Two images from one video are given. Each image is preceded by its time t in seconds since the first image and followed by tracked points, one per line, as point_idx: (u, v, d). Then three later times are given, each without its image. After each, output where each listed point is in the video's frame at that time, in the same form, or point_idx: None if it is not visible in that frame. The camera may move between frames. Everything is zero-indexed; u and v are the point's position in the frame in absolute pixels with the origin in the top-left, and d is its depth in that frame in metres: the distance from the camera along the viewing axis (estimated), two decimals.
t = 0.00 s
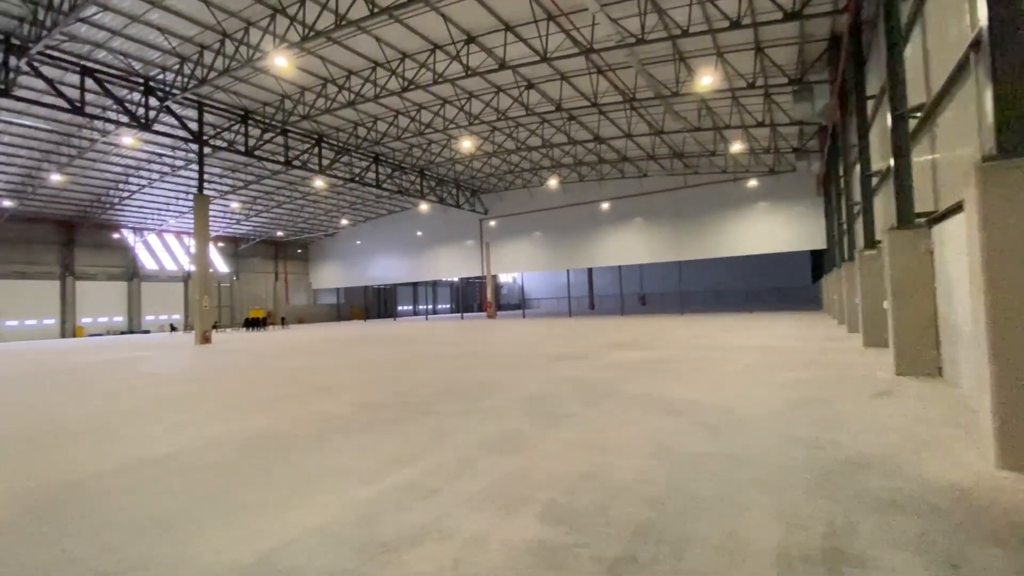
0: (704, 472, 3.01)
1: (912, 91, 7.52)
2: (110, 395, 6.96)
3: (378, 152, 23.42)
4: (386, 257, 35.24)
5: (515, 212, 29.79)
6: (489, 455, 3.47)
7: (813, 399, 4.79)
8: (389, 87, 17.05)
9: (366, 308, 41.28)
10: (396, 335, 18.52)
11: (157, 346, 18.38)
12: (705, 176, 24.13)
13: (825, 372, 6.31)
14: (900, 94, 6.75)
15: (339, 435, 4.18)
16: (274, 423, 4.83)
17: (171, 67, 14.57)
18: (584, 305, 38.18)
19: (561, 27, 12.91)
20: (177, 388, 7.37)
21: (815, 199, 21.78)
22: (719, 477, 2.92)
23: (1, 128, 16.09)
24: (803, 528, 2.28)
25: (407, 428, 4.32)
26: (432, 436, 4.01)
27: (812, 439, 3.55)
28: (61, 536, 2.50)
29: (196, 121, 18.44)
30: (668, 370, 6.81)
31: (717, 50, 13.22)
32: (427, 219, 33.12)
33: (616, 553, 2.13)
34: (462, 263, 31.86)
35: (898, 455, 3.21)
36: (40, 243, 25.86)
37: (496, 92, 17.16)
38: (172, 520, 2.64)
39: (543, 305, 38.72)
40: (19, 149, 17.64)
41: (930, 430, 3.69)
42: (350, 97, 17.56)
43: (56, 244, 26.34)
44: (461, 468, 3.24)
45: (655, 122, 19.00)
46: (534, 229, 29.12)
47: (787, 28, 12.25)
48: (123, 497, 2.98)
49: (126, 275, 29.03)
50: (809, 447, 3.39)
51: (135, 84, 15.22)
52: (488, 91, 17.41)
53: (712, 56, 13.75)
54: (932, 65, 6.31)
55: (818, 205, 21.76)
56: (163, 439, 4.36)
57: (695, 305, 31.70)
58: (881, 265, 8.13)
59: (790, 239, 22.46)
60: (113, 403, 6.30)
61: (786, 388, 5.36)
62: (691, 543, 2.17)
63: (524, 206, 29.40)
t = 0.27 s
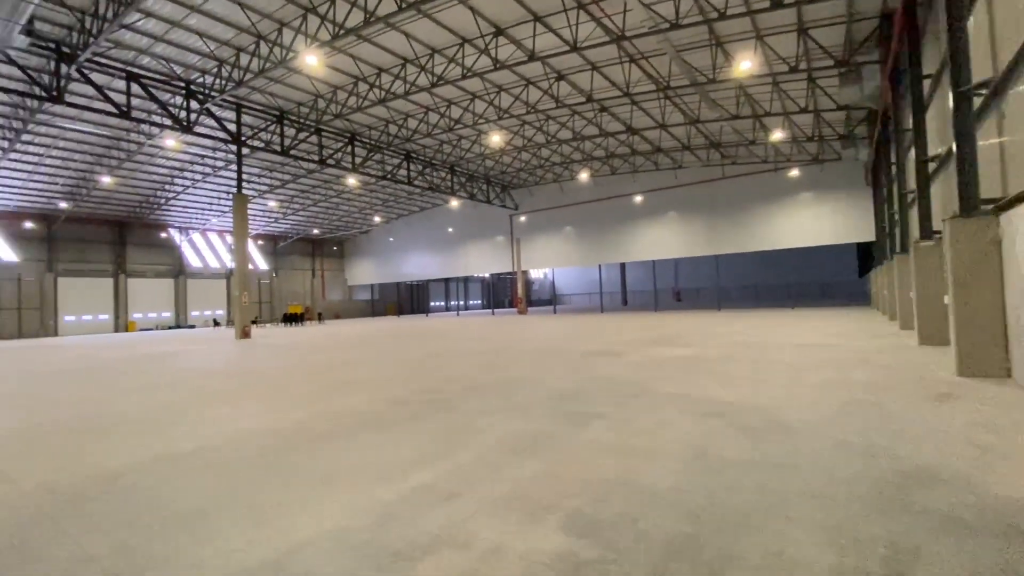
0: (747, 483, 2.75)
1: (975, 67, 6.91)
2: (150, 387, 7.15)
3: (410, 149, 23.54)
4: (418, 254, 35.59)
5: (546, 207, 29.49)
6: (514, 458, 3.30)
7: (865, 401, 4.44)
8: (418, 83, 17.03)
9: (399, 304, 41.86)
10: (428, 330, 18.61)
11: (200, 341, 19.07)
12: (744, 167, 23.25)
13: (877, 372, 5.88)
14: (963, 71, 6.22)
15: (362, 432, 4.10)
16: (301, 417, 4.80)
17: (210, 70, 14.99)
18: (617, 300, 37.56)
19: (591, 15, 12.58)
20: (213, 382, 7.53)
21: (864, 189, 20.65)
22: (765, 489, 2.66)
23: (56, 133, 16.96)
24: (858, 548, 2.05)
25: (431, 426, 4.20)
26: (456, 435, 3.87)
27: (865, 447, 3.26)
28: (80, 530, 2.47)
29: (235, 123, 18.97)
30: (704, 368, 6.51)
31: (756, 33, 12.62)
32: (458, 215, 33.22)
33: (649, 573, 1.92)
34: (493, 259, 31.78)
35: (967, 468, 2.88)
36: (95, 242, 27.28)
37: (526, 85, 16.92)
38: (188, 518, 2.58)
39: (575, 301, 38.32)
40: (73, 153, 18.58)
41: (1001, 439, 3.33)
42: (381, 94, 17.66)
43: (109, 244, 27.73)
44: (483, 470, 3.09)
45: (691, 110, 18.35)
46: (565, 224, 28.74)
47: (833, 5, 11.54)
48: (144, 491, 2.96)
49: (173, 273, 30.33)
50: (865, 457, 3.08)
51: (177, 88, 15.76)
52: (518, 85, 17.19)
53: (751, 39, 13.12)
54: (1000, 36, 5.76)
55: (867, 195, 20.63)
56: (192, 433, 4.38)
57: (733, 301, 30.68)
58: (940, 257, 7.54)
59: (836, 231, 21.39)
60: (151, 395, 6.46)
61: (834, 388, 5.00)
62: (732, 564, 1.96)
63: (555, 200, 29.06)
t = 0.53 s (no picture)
0: (804, 502, 2.46)
1: None
2: (192, 382, 7.34)
3: (444, 147, 23.63)
4: (453, 251, 35.84)
5: (581, 202, 29.06)
6: (543, 465, 3.11)
7: (932, 407, 4.06)
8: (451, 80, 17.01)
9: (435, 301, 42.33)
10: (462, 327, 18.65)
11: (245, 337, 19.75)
12: (790, 157, 22.22)
13: (944, 375, 5.40)
14: None
15: (388, 432, 3.99)
16: (329, 414, 4.76)
17: (252, 75, 15.42)
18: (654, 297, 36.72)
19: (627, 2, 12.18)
20: (250, 377, 7.66)
21: (924, 178, 19.40)
22: (824, 510, 2.36)
23: (113, 140, 17.91)
24: None
25: (458, 427, 4.06)
26: (484, 437, 3.71)
27: (936, 459, 2.94)
28: (102, 526, 2.44)
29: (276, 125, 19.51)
30: (749, 369, 6.17)
31: (805, 14, 11.92)
32: (493, 212, 33.22)
33: None
34: (528, 256, 31.59)
35: None
36: (150, 242, 28.75)
37: (560, 78, 16.63)
38: (207, 517, 2.51)
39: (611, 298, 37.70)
40: (129, 158, 19.57)
41: None
42: (415, 93, 17.75)
43: (163, 244, 29.17)
44: (510, 478, 2.90)
45: (732, 99, 17.60)
46: (601, 220, 28.23)
47: None
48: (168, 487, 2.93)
49: (221, 271, 31.61)
50: (941, 474, 2.72)
51: (221, 93, 16.30)
52: (551, 78, 16.92)
53: (799, 21, 12.42)
54: None
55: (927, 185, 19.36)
56: (224, 428, 4.40)
57: (777, 297, 29.44)
58: (1015, 249, 6.90)
59: (892, 224, 20.18)
60: (192, 390, 6.61)
61: (895, 393, 4.62)
62: None
63: (591, 195, 28.61)
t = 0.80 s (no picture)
0: (861, 521, 2.22)
1: None
2: (232, 377, 7.56)
3: (478, 143, 23.58)
4: (488, 247, 35.90)
5: (617, 195, 28.48)
6: (572, 470, 2.95)
7: (1006, 415, 3.68)
8: (484, 75, 16.90)
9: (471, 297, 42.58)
10: (497, 323, 18.65)
11: (288, 331, 20.40)
12: (842, 144, 21.06)
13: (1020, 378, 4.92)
14: None
15: (414, 431, 3.91)
16: (358, 411, 4.74)
17: (291, 77, 15.80)
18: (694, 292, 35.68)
19: None
20: (287, 372, 7.82)
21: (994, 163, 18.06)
22: (882, 529, 2.15)
23: (164, 144, 18.77)
24: None
25: (485, 427, 3.93)
26: (511, 439, 3.59)
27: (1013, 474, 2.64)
28: (128, 524, 2.45)
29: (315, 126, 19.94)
30: (797, 369, 5.81)
31: None
32: (527, 207, 33.03)
33: None
34: (563, 251, 31.24)
35: None
36: (200, 242, 30.10)
37: (594, 69, 16.26)
38: (230, 517, 2.49)
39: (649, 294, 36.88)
40: (179, 161, 20.50)
41: None
42: (448, 89, 17.75)
43: (212, 243, 30.50)
44: (535, 486, 2.74)
45: (778, 84, 16.75)
46: (638, 213, 27.56)
47: None
48: (195, 485, 2.93)
49: (266, 269, 32.82)
50: (1019, 492, 2.43)
51: (262, 96, 16.78)
52: (586, 69, 16.56)
53: None
54: None
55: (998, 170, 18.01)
56: (256, 424, 4.44)
57: (827, 292, 28.04)
58: None
59: (956, 213, 18.86)
60: (231, 384, 6.79)
61: (961, 397, 4.23)
62: None
63: (627, 188, 27.99)
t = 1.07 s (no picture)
0: (925, 538, 2.01)
1: None
2: (272, 371, 7.75)
3: (513, 139, 23.44)
4: (524, 243, 35.77)
5: (656, 188, 27.76)
6: (603, 474, 2.78)
7: None
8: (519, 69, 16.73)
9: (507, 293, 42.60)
10: (532, 319, 18.54)
11: (329, 327, 20.96)
12: (900, 129, 19.77)
13: None
14: None
15: (442, 428, 3.83)
16: (387, 406, 4.71)
17: (330, 78, 16.13)
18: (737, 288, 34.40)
19: None
20: (324, 367, 7.95)
21: None
22: (950, 547, 1.94)
23: (213, 147, 19.60)
24: None
25: (514, 426, 3.80)
26: (540, 439, 3.44)
27: None
28: (155, 517, 2.46)
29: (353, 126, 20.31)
30: (851, 370, 5.42)
31: None
32: (563, 202, 32.68)
33: None
34: (600, 246, 30.68)
35: None
36: (248, 241, 31.38)
37: (632, 59, 15.80)
38: (251, 514, 2.46)
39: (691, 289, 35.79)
40: (227, 163, 21.38)
41: None
42: (483, 85, 17.68)
43: (259, 242, 31.74)
44: (563, 491, 2.59)
45: (830, 67, 15.80)
46: (678, 206, 26.70)
47: None
48: (222, 479, 2.94)
49: (309, 266, 33.91)
50: None
51: (303, 98, 17.24)
52: (623, 59, 16.12)
53: None
54: None
55: None
56: (289, 418, 4.50)
57: (884, 287, 26.41)
58: None
59: None
60: (270, 378, 6.95)
61: None
62: None
63: (667, 180, 27.22)
